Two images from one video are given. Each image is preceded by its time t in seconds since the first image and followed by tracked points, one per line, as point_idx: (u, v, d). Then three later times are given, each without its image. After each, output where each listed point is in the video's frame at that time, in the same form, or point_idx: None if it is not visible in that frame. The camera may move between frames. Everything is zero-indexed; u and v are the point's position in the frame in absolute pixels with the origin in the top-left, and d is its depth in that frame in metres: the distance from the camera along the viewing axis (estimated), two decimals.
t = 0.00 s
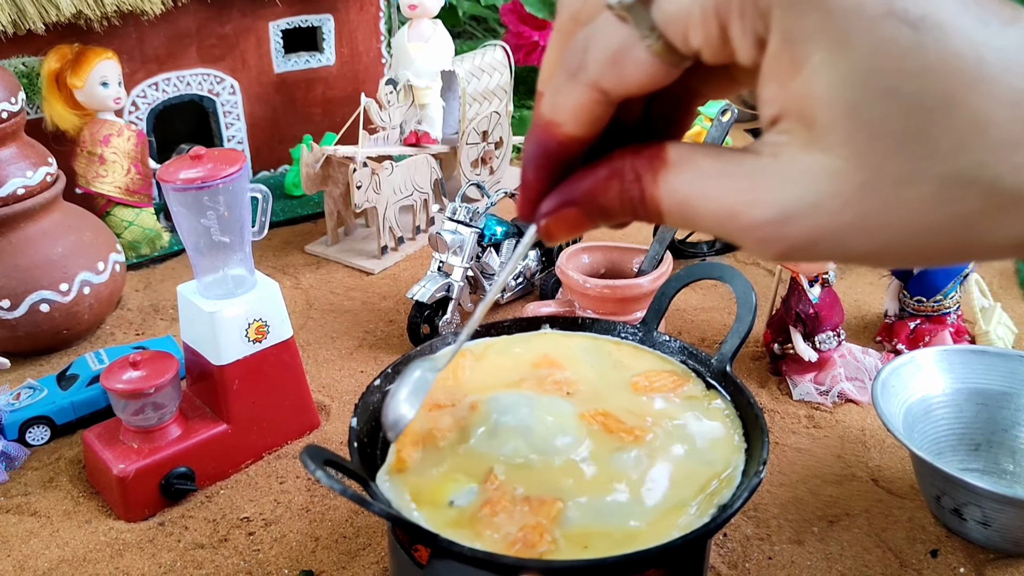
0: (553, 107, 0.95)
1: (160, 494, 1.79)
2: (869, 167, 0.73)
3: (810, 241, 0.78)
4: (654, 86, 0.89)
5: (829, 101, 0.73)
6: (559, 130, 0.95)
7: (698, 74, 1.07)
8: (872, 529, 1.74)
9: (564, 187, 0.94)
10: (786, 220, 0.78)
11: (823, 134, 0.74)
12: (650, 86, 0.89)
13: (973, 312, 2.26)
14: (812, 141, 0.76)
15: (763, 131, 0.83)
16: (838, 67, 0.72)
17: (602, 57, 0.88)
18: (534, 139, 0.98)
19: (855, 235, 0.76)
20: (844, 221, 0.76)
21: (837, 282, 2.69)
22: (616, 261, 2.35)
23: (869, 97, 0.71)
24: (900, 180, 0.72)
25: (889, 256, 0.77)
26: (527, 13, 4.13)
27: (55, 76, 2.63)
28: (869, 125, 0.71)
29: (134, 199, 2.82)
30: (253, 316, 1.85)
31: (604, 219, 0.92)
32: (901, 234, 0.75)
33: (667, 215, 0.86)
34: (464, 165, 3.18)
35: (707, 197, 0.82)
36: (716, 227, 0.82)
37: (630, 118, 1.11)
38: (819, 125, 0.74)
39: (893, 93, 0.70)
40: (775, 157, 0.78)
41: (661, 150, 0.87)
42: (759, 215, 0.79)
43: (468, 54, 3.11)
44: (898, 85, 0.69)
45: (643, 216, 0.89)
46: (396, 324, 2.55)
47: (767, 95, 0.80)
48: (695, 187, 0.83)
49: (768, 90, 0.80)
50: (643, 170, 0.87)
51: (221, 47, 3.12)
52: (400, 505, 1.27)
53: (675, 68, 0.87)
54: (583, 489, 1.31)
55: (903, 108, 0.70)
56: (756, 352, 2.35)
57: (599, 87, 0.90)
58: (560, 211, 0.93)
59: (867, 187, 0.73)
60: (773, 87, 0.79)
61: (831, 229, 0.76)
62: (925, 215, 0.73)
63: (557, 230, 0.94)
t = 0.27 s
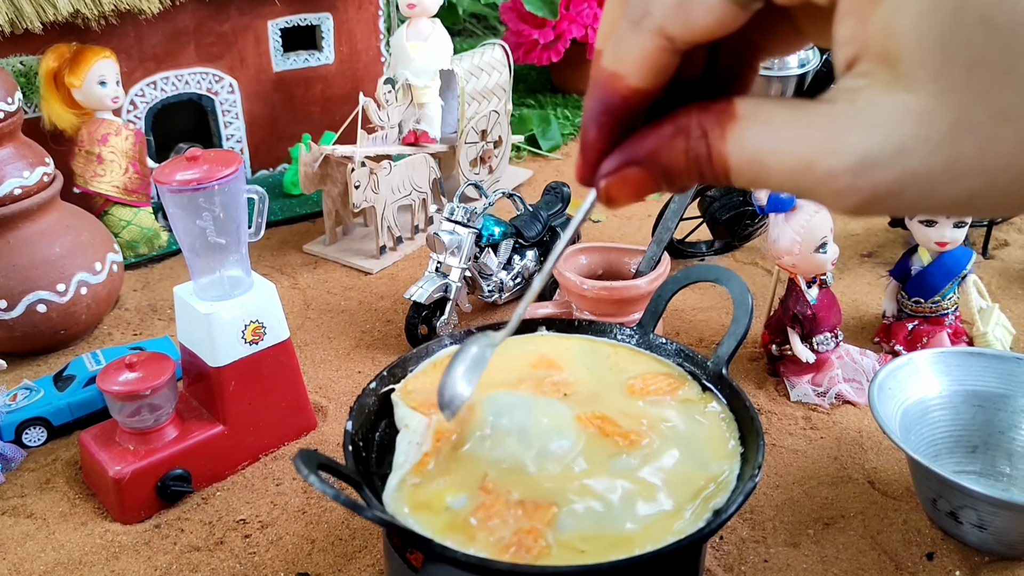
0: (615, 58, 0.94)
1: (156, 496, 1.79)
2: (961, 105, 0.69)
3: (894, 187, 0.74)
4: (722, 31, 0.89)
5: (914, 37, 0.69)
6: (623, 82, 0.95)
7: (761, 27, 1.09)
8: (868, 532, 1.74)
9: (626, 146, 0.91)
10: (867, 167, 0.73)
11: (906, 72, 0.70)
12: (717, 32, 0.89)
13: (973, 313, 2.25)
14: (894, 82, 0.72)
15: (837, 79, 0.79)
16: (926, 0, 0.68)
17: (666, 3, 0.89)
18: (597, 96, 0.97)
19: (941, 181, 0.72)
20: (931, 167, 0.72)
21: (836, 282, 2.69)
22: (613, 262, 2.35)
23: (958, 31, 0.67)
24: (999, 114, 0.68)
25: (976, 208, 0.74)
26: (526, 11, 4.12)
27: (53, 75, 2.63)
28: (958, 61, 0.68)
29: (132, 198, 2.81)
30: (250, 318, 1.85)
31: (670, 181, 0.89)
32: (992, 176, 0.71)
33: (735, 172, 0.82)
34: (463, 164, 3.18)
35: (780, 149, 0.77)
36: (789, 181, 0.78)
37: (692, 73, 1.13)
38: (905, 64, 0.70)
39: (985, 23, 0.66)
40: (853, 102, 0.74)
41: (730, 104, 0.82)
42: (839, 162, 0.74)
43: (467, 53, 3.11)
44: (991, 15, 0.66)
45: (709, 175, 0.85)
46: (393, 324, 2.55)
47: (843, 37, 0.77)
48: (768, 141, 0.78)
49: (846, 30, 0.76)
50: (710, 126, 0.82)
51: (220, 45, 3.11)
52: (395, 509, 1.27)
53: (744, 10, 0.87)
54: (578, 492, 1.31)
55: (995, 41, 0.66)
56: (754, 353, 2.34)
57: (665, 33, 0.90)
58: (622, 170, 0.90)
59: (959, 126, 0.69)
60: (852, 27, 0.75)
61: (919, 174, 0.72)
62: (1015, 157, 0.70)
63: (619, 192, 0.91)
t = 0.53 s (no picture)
0: (574, 57, 0.93)
1: (158, 496, 1.79)
2: (889, 125, 0.69)
3: (823, 203, 0.74)
4: (677, 39, 0.88)
5: (854, 57, 0.69)
6: (580, 81, 0.93)
7: (717, 44, 1.08)
8: (868, 533, 1.74)
9: (577, 144, 0.89)
10: (799, 180, 0.74)
11: (843, 92, 0.71)
12: (674, 40, 0.88)
13: (973, 315, 2.25)
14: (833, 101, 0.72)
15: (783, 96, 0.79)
16: (864, 22, 0.68)
17: (626, 6, 0.87)
18: (552, 93, 0.95)
19: (869, 199, 0.72)
20: (858, 184, 0.72)
21: (837, 283, 2.69)
22: (614, 263, 2.35)
23: (893, 52, 0.67)
24: (925, 138, 0.68)
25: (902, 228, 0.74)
26: (528, 11, 4.12)
27: (55, 75, 2.63)
28: (892, 80, 0.67)
29: (133, 198, 2.82)
30: (251, 319, 1.86)
31: (617, 182, 0.87)
32: (917, 195, 0.70)
33: (680, 178, 0.82)
34: (464, 164, 3.18)
35: (721, 160, 0.78)
36: (728, 192, 0.79)
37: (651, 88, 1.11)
38: (841, 84, 0.71)
39: (918, 47, 0.66)
40: (794, 118, 0.75)
41: (680, 112, 0.83)
42: (773, 174, 0.75)
43: (468, 53, 3.11)
44: (922, 38, 0.65)
45: (657, 180, 0.85)
46: (395, 324, 2.55)
47: (789, 54, 0.76)
48: (711, 150, 0.79)
49: (791, 48, 0.76)
50: (660, 130, 0.83)
51: (221, 45, 3.11)
52: (395, 511, 1.27)
53: (701, 22, 0.87)
54: (577, 494, 1.32)
55: (928, 64, 0.66)
56: (755, 354, 2.35)
57: (623, 36, 0.88)
58: (572, 166, 0.88)
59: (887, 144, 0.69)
60: (797, 45, 0.75)
61: (846, 192, 0.73)
62: (940, 180, 0.69)
63: (568, 188, 0.88)
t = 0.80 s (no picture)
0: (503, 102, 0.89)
1: (159, 494, 1.80)
2: (798, 171, 0.69)
3: (742, 242, 0.74)
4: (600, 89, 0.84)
5: (764, 105, 0.69)
6: (509, 127, 0.90)
7: (646, 79, 1.03)
8: (868, 533, 1.75)
9: (513, 183, 0.89)
10: (717, 222, 0.74)
11: (757, 138, 0.70)
12: (599, 88, 0.84)
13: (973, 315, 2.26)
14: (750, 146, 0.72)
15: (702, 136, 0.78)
16: (775, 72, 0.67)
17: (549, 55, 0.83)
18: (483, 137, 0.93)
19: (783, 239, 0.72)
20: (771, 226, 0.72)
21: (838, 283, 2.70)
22: (615, 263, 2.36)
23: (800, 100, 0.67)
24: (829, 185, 0.68)
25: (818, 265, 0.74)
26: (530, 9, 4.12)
27: (57, 74, 2.63)
28: (799, 129, 0.67)
29: (135, 196, 2.82)
30: (253, 317, 1.86)
31: (553, 217, 0.88)
32: (827, 235, 0.71)
33: (611, 216, 0.82)
34: (464, 163, 3.18)
35: (646, 198, 0.78)
36: (652, 229, 0.79)
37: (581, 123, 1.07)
38: (755, 130, 0.70)
39: (822, 96, 0.66)
40: (714, 160, 0.74)
41: (608, 150, 0.83)
42: (693, 216, 0.75)
43: (469, 52, 3.11)
44: (827, 90, 0.65)
45: (591, 215, 0.85)
46: (396, 323, 2.56)
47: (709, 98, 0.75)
48: (638, 189, 0.78)
49: (709, 94, 0.75)
50: (590, 168, 0.83)
51: (223, 44, 3.11)
52: (395, 510, 1.28)
53: (622, 72, 0.82)
54: (575, 495, 1.32)
55: (835, 113, 0.66)
56: (755, 353, 2.35)
57: (548, 85, 0.84)
58: (509, 207, 0.89)
59: (796, 189, 0.69)
60: (713, 91, 0.74)
61: (763, 232, 0.73)
62: (854, 222, 0.69)
63: (507, 225, 0.90)
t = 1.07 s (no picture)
0: (541, 120, 0.96)
1: (161, 493, 1.81)
2: (841, 180, 0.73)
3: (785, 249, 0.78)
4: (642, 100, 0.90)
5: (806, 116, 0.73)
6: (548, 141, 0.96)
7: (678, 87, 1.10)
8: (867, 533, 1.75)
9: (553, 194, 0.97)
10: (761, 229, 0.78)
11: (799, 146, 0.75)
12: (637, 101, 0.90)
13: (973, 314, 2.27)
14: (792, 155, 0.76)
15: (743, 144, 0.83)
16: (816, 84, 0.73)
17: (590, 72, 0.89)
18: (523, 151, 0.99)
19: (826, 244, 0.76)
20: (816, 232, 0.76)
21: (838, 283, 2.70)
22: (615, 262, 2.36)
23: (844, 111, 0.71)
24: (873, 192, 0.73)
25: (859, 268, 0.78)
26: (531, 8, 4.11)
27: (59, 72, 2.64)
28: (841, 138, 0.72)
29: (136, 195, 2.83)
30: (254, 317, 1.87)
31: (593, 223, 0.96)
32: (870, 241, 0.75)
33: (651, 222, 0.87)
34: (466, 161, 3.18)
35: (687, 206, 0.83)
36: (693, 236, 0.83)
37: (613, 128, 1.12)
38: (798, 139, 0.75)
39: (864, 107, 0.71)
40: (754, 168, 0.79)
41: (647, 158, 0.89)
42: (736, 223, 0.79)
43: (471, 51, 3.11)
44: (869, 98, 0.70)
45: (629, 221, 0.92)
46: (397, 322, 2.56)
47: (749, 108, 0.80)
48: (677, 196, 0.84)
49: (749, 104, 0.80)
50: (628, 176, 0.89)
51: (225, 42, 3.12)
52: (397, 509, 1.28)
53: (662, 82, 0.87)
54: (576, 494, 1.33)
55: (877, 123, 0.71)
56: (756, 353, 2.36)
57: (588, 101, 0.91)
58: (549, 216, 0.97)
59: (840, 198, 0.74)
60: (754, 101, 0.79)
61: (807, 239, 0.77)
62: (895, 227, 0.74)
63: (547, 234, 0.99)
